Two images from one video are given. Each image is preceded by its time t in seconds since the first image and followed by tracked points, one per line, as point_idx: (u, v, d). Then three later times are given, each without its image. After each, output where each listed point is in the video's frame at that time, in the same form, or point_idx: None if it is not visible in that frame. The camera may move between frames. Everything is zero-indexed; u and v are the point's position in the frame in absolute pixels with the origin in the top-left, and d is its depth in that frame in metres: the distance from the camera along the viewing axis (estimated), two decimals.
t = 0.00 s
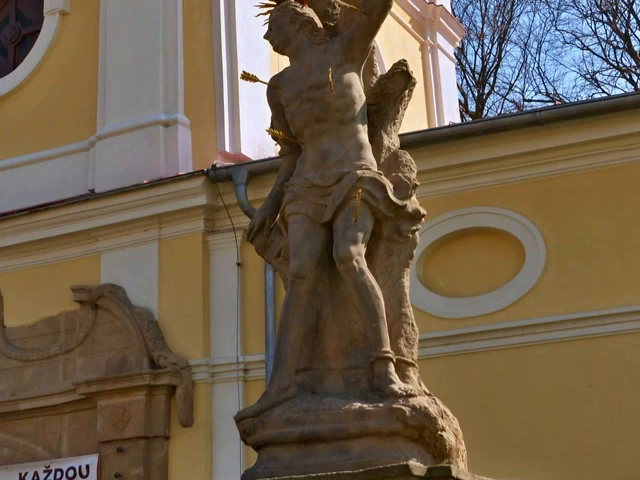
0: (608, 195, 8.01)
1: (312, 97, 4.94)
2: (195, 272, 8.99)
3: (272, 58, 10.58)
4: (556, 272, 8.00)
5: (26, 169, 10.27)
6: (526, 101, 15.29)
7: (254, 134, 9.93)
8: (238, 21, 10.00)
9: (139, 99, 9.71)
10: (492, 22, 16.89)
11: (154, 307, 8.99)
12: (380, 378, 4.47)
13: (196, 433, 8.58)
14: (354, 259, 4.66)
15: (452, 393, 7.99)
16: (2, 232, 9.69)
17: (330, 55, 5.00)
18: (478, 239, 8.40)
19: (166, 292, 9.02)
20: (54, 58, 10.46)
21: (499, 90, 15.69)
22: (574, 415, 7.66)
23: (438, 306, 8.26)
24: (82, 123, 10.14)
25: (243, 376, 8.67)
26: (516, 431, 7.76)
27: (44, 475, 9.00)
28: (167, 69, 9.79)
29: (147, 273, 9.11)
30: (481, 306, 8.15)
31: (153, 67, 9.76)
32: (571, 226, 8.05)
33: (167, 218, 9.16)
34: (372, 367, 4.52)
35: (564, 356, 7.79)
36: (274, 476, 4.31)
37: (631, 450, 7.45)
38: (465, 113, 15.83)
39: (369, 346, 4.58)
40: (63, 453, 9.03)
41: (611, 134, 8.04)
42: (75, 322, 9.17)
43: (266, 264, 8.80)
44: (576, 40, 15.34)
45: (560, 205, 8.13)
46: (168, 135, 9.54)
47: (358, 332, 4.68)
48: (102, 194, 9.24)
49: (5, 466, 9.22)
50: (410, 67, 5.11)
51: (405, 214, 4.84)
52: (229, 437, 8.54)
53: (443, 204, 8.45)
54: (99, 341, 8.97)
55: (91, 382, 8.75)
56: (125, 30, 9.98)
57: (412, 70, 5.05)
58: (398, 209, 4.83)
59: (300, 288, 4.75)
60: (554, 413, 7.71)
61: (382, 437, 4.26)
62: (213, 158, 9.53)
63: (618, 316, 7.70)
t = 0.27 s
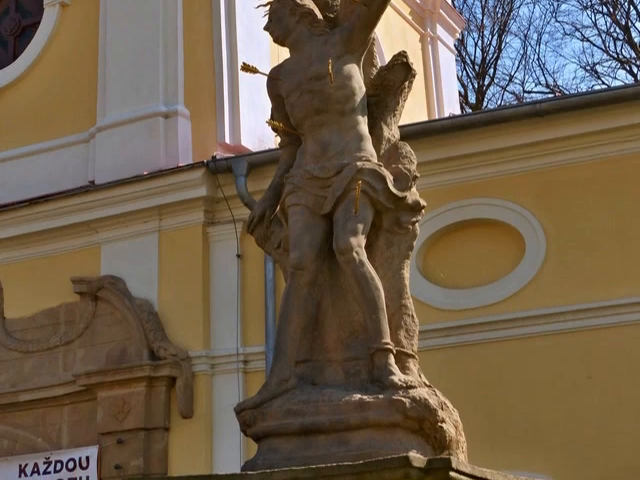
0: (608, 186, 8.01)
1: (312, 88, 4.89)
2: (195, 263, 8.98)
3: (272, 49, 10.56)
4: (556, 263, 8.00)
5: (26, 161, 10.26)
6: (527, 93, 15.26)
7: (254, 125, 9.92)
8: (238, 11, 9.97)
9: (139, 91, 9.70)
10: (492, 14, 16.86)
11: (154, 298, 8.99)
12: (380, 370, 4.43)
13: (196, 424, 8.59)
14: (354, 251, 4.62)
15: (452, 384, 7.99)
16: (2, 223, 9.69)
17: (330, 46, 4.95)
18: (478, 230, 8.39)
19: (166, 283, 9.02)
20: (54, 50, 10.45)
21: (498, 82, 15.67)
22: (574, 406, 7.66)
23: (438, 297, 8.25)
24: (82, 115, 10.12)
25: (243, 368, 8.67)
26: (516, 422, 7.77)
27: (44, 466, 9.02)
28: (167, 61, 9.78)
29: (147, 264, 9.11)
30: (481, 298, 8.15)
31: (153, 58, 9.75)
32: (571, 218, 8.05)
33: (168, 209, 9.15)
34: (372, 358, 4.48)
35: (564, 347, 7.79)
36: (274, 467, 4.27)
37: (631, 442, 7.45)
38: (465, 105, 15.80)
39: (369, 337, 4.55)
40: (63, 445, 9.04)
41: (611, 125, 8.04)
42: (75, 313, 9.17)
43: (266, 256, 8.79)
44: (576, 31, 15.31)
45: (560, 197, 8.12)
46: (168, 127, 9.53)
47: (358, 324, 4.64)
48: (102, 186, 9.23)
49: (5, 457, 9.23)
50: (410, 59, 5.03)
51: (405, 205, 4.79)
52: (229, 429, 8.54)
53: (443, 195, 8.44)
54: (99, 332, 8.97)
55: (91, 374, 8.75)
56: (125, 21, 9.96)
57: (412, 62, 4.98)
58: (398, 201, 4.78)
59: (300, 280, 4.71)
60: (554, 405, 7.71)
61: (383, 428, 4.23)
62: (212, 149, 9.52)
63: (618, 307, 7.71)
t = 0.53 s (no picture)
0: (608, 177, 8.00)
1: (312, 79, 4.79)
2: (195, 254, 8.98)
3: (273, 41, 10.55)
4: (556, 254, 8.00)
5: (26, 152, 10.25)
6: (527, 84, 15.25)
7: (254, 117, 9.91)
8: (238, 3, 9.96)
9: (139, 82, 9.68)
10: (492, 5, 16.83)
11: (154, 290, 8.99)
12: (380, 362, 4.31)
13: (196, 415, 8.59)
14: (354, 242, 4.50)
15: (452, 375, 7.99)
16: (2, 215, 9.68)
17: (330, 37, 4.84)
18: (478, 222, 8.39)
19: (165, 275, 9.01)
20: (54, 41, 10.44)
21: (498, 73, 15.65)
22: (574, 397, 7.66)
23: (438, 289, 8.25)
24: (82, 106, 10.12)
25: (243, 359, 8.67)
26: (516, 414, 7.77)
27: (44, 457, 9.03)
28: (167, 52, 9.76)
29: (147, 255, 9.11)
30: (481, 289, 8.14)
31: (153, 49, 9.74)
32: (571, 209, 8.05)
33: (168, 201, 9.15)
34: (372, 350, 4.36)
35: (564, 339, 7.79)
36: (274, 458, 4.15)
37: (631, 433, 7.45)
38: (465, 96, 15.78)
39: (369, 329, 4.43)
40: (63, 436, 9.04)
41: (610, 117, 8.03)
42: (75, 305, 9.17)
43: (266, 247, 8.79)
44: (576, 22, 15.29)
45: (560, 188, 8.12)
46: (168, 118, 9.51)
47: (358, 316, 4.52)
48: (102, 177, 9.23)
49: (5, 449, 9.24)
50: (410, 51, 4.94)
51: (405, 197, 4.67)
52: (229, 420, 8.54)
53: (443, 187, 8.44)
54: (99, 324, 8.98)
55: (91, 365, 8.75)
56: (125, 12, 9.94)
57: (412, 53, 4.88)
58: (398, 192, 4.66)
59: (300, 271, 4.58)
60: (554, 396, 7.71)
61: (382, 420, 4.12)
62: (212, 140, 9.52)
63: (618, 298, 7.71)
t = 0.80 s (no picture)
0: (608, 169, 7.99)
1: (312, 71, 4.76)
2: (195, 246, 8.98)
3: (273, 32, 10.53)
4: (556, 246, 7.99)
5: (26, 144, 10.24)
6: (527, 76, 15.22)
7: (254, 108, 9.90)
8: None
9: (139, 73, 9.67)
10: None
11: (154, 281, 8.98)
12: (380, 353, 4.29)
13: (196, 407, 8.59)
14: (354, 234, 4.47)
15: (451, 367, 7.99)
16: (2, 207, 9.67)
17: (330, 29, 4.80)
18: (478, 214, 8.39)
19: (165, 266, 9.01)
20: (54, 33, 10.42)
21: (498, 65, 15.62)
22: (574, 389, 7.66)
23: (438, 280, 8.25)
24: (82, 97, 10.10)
25: (243, 351, 8.67)
26: (516, 405, 7.77)
27: (44, 449, 9.05)
28: (167, 43, 9.75)
29: (147, 247, 9.10)
30: (481, 281, 8.14)
31: (153, 40, 9.72)
32: (571, 201, 8.04)
33: (168, 192, 9.14)
34: (372, 342, 4.34)
35: (564, 331, 7.79)
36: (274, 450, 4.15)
37: (631, 425, 7.46)
38: (465, 88, 15.76)
39: (369, 320, 4.40)
40: (63, 428, 9.05)
41: (610, 108, 8.02)
42: (75, 297, 9.17)
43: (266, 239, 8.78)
44: (576, 14, 15.26)
45: (560, 179, 8.11)
46: (168, 110, 9.50)
47: (358, 308, 4.50)
48: (102, 169, 9.22)
49: (5, 440, 9.25)
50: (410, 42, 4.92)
51: (405, 188, 4.65)
52: (229, 411, 8.54)
53: (443, 178, 8.43)
54: (99, 315, 8.98)
55: (91, 357, 8.75)
56: (125, 3, 9.92)
57: (413, 44, 4.86)
58: (398, 183, 4.64)
59: (300, 263, 4.55)
60: (554, 388, 7.71)
61: (382, 411, 4.11)
62: (212, 131, 9.51)
63: (618, 290, 7.71)
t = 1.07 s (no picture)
0: (608, 160, 7.99)
1: (312, 62, 4.75)
2: (195, 237, 8.97)
3: (273, 24, 10.52)
4: (556, 238, 7.99)
5: (26, 135, 10.23)
6: (526, 67, 15.20)
7: (254, 99, 9.88)
8: None
9: (139, 65, 9.66)
10: None
11: (154, 272, 8.98)
12: (380, 344, 4.29)
13: (196, 398, 8.59)
14: (354, 225, 4.46)
15: (451, 358, 7.99)
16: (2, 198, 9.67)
17: (330, 20, 4.79)
18: (478, 205, 8.38)
19: (165, 258, 9.01)
20: (54, 24, 10.41)
21: (498, 56, 15.60)
22: (574, 380, 7.66)
23: (438, 272, 8.25)
24: (82, 88, 10.09)
25: (242, 342, 8.68)
26: (515, 397, 7.77)
27: (44, 440, 9.05)
28: (168, 34, 9.74)
29: (147, 238, 9.10)
30: (481, 272, 8.14)
31: (153, 32, 9.71)
32: (571, 192, 8.03)
33: (168, 183, 9.14)
34: (372, 333, 4.34)
35: (564, 322, 7.78)
36: (274, 441, 4.14)
37: (631, 416, 7.46)
38: (465, 79, 15.74)
39: (369, 312, 4.40)
40: (63, 419, 9.05)
41: (611, 100, 8.01)
42: (75, 288, 9.17)
43: (266, 230, 8.78)
44: (576, 5, 15.23)
45: (560, 171, 8.10)
46: (168, 101, 9.49)
47: (358, 299, 4.50)
48: (102, 160, 9.22)
49: (5, 431, 9.26)
50: (410, 34, 4.90)
51: (404, 180, 4.64)
52: (228, 402, 8.54)
53: (443, 169, 8.43)
54: (99, 306, 8.98)
55: (91, 348, 8.75)
56: None
57: (412, 36, 4.84)
58: (398, 174, 4.63)
59: (300, 254, 4.54)
60: (554, 379, 7.71)
61: (382, 402, 4.11)
62: (212, 123, 9.49)
63: (619, 282, 7.70)
